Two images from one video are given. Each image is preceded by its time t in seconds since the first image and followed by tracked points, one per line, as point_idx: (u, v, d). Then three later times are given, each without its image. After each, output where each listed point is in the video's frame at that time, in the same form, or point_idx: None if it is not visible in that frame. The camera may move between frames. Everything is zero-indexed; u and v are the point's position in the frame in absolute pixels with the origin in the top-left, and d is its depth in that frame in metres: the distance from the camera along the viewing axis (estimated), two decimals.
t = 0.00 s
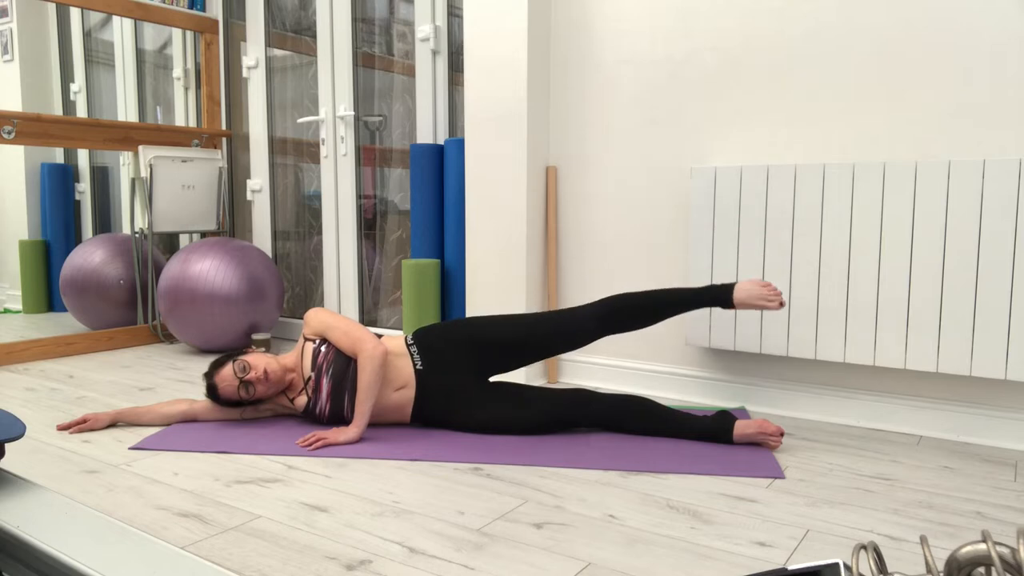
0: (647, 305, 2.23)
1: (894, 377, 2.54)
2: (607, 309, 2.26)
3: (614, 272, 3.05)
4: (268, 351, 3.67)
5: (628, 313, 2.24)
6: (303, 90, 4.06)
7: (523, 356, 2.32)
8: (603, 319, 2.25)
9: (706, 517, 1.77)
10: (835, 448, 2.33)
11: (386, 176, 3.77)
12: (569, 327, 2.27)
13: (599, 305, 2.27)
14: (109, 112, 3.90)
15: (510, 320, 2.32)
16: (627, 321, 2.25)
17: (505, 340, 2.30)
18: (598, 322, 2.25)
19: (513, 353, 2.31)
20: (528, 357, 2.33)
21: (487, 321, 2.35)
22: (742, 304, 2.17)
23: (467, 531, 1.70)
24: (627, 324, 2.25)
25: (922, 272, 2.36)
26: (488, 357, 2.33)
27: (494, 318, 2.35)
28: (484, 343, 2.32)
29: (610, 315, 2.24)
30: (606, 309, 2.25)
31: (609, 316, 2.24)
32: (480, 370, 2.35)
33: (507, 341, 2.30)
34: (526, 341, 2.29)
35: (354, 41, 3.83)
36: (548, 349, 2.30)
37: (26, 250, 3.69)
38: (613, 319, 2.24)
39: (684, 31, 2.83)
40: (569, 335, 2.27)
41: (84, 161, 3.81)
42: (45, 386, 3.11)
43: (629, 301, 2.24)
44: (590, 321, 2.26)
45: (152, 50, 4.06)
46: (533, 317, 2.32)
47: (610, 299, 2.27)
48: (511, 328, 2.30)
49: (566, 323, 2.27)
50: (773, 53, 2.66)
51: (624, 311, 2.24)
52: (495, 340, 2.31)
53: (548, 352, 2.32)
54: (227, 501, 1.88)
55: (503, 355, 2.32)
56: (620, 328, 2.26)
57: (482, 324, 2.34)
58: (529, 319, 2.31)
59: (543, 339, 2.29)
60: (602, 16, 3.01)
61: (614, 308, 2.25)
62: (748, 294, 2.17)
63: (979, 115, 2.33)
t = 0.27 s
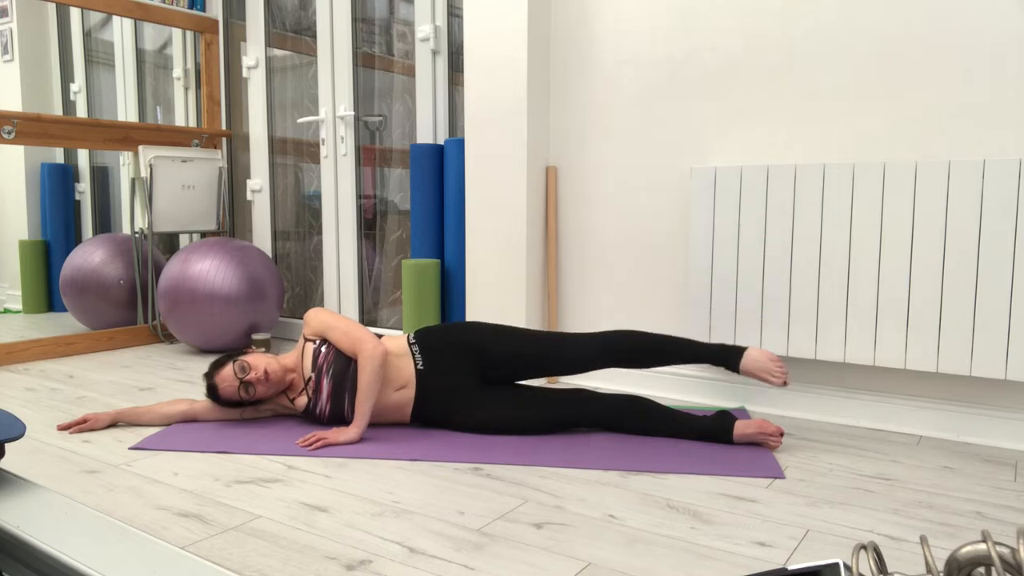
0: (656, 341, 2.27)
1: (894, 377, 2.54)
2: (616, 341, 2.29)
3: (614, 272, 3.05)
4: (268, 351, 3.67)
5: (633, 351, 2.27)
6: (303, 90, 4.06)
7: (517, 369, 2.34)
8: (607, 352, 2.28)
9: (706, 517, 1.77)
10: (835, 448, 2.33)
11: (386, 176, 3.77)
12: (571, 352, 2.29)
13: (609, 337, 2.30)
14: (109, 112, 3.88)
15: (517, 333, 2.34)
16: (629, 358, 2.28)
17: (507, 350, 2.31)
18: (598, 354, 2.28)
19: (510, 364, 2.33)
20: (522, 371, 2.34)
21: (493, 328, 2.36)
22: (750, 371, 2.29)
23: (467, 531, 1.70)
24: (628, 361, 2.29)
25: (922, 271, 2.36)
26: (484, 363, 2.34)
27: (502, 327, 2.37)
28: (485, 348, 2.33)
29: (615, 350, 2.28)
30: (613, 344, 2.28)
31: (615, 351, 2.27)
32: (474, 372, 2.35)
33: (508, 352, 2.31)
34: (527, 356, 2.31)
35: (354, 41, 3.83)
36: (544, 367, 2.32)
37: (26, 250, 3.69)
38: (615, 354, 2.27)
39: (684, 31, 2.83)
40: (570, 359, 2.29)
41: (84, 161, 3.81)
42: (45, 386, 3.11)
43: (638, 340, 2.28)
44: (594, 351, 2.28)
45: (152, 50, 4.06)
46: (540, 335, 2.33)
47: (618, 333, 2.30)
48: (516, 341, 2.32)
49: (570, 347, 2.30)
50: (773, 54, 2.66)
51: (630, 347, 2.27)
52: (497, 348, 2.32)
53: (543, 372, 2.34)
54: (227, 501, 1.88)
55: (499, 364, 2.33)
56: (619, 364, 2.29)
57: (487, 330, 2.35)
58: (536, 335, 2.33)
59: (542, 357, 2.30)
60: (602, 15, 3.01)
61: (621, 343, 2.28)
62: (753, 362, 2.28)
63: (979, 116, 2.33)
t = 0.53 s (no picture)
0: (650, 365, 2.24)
1: (894, 377, 2.54)
2: (612, 359, 2.27)
3: (613, 273, 3.05)
4: (268, 352, 3.67)
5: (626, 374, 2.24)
6: (303, 91, 4.06)
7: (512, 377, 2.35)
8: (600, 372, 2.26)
9: (706, 517, 1.77)
10: (835, 448, 2.33)
11: (386, 176, 3.77)
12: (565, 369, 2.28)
13: (607, 355, 2.27)
14: (108, 111, 3.94)
15: (516, 342, 2.33)
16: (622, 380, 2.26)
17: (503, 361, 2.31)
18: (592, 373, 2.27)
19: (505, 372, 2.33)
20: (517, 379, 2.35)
21: (492, 335, 2.35)
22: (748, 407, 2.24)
23: (467, 531, 1.70)
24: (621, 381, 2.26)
25: (922, 271, 2.36)
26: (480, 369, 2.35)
27: (502, 335, 2.35)
28: (482, 355, 2.33)
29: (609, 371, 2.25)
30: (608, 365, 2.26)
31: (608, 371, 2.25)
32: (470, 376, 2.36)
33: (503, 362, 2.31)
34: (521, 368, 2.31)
35: (354, 41, 3.83)
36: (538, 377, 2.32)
37: (26, 250, 3.77)
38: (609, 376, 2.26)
39: (684, 31, 2.83)
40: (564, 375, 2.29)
41: (84, 161, 3.85)
42: (44, 386, 3.11)
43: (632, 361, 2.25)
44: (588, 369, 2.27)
45: (152, 50, 4.06)
46: (539, 347, 2.32)
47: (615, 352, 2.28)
48: (513, 351, 2.31)
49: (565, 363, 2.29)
50: (773, 53, 2.66)
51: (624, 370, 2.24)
52: (493, 358, 2.32)
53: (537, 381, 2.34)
54: (227, 501, 1.88)
55: (495, 372, 2.34)
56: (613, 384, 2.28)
57: (486, 338, 2.34)
58: (533, 347, 2.32)
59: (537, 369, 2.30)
60: (602, 15, 3.00)
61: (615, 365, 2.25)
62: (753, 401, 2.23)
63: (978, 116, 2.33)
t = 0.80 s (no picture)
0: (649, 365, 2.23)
1: (894, 377, 2.54)
2: (612, 360, 2.26)
3: (613, 272, 3.05)
4: (268, 352, 3.67)
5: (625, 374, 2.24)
6: (303, 91, 4.06)
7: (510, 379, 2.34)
8: (599, 373, 2.26)
9: (706, 517, 1.77)
10: (835, 448, 2.33)
11: (386, 176, 3.77)
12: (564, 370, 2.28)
13: (605, 356, 2.27)
14: (109, 112, 3.94)
15: (515, 343, 2.33)
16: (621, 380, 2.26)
17: (501, 361, 2.31)
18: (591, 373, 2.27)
19: (504, 374, 2.33)
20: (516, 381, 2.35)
21: (491, 336, 2.35)
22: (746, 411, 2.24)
23: (467, 531, 1.70)
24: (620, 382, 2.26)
25: (923, 271, 2.36)
26: (479, 370, 2.34)
27: (502, 336, 2.35)
28: (481, 356, 2.32)
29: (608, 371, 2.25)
30: (606, 365, 2.26)
31: (607, 372, 2.25)
32: (470, 377, 2.36)
33: (502, 363, 2.31)
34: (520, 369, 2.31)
35: (354, 41, 3.83)
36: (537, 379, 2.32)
37: (26, 250, 3.77)
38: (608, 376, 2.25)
39: (684, 31, 2.83)
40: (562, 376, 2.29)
41: (84, 161, 3.86)
42: (44, 386, 3.11)
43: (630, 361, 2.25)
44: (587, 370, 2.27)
45: (152, 50, 4.06)
46: (537, 347, 2.32)
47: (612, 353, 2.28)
48: (512, 352, 2.31)
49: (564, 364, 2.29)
50: (773, 53, 2.66)
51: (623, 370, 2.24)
52: (492, 358, 2.31)
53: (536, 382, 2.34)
54: (227, 501, 1.88)
55: (493, 373, 2.34)
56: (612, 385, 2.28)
57: (485, 338, 2.34)
58: (531, 348, 2.32)
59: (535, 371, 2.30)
60: (603, 15, 3.00)
61: (614, 365, 2.25)
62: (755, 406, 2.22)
63: (978, 116, 2.33)
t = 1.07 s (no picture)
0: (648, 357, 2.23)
1: (894, 377, 2.54)
2: (613, 352, 2.26)
3: (613, 272, 3.06)
4: (268, 352, 3.67)
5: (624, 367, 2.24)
6: (303, 91, 4.07)
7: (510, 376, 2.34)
8: (599, 367, 2.26)
9: (706, 517, 1.77)
10: (835, 448, 2.33)
11: (386, 176, 3.77)
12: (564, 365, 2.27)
13: (604, 349, 2.27)
14: (108, 111, 3.97)
15: (515, 340, 2.32)
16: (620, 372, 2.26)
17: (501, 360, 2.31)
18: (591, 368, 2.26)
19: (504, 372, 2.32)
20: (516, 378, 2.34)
21: (490, 335, 2.34)
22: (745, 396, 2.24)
23: (467, 531, 1.70)
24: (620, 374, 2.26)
25: (922, 271, 2.36)
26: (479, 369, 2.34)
27: (501, 334, 2.34)
28: (481, 356, 2.32)
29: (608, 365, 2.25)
30: (606, 358, 2.25)
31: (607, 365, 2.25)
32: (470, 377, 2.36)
33: (502, 362, 2.31)
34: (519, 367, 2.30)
35: (354, 41, 3.83)
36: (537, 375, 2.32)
37: (26, 250, 3.78)
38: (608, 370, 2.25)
39: (684, 32, 2.83)
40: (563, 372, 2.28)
41: (85, 161, 3.86)
42: (44, 386, 3.11)
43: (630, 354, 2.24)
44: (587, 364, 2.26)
45: (152, 50, 4.06)
46: (536, 342, 2.32)
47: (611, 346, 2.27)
48: (511, 350, 2.30)
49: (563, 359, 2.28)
50: (773, 53, 2.66)
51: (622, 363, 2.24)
52: (492, 358, 2.31)
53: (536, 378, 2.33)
54: (227, 501, 1.88)
55: (494, 372, 2.33)
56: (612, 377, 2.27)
57: (485, 337, 2.34)
58: (530, 343, 2.31)
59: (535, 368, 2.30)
60: (603, 15, 3.00)
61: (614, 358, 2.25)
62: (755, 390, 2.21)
63: (978, 117, 2.33)
